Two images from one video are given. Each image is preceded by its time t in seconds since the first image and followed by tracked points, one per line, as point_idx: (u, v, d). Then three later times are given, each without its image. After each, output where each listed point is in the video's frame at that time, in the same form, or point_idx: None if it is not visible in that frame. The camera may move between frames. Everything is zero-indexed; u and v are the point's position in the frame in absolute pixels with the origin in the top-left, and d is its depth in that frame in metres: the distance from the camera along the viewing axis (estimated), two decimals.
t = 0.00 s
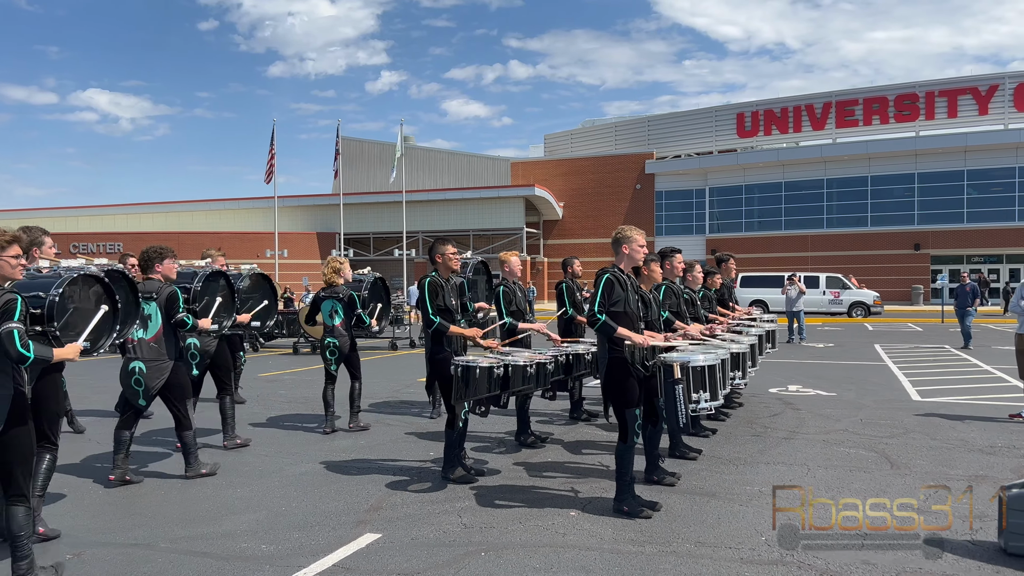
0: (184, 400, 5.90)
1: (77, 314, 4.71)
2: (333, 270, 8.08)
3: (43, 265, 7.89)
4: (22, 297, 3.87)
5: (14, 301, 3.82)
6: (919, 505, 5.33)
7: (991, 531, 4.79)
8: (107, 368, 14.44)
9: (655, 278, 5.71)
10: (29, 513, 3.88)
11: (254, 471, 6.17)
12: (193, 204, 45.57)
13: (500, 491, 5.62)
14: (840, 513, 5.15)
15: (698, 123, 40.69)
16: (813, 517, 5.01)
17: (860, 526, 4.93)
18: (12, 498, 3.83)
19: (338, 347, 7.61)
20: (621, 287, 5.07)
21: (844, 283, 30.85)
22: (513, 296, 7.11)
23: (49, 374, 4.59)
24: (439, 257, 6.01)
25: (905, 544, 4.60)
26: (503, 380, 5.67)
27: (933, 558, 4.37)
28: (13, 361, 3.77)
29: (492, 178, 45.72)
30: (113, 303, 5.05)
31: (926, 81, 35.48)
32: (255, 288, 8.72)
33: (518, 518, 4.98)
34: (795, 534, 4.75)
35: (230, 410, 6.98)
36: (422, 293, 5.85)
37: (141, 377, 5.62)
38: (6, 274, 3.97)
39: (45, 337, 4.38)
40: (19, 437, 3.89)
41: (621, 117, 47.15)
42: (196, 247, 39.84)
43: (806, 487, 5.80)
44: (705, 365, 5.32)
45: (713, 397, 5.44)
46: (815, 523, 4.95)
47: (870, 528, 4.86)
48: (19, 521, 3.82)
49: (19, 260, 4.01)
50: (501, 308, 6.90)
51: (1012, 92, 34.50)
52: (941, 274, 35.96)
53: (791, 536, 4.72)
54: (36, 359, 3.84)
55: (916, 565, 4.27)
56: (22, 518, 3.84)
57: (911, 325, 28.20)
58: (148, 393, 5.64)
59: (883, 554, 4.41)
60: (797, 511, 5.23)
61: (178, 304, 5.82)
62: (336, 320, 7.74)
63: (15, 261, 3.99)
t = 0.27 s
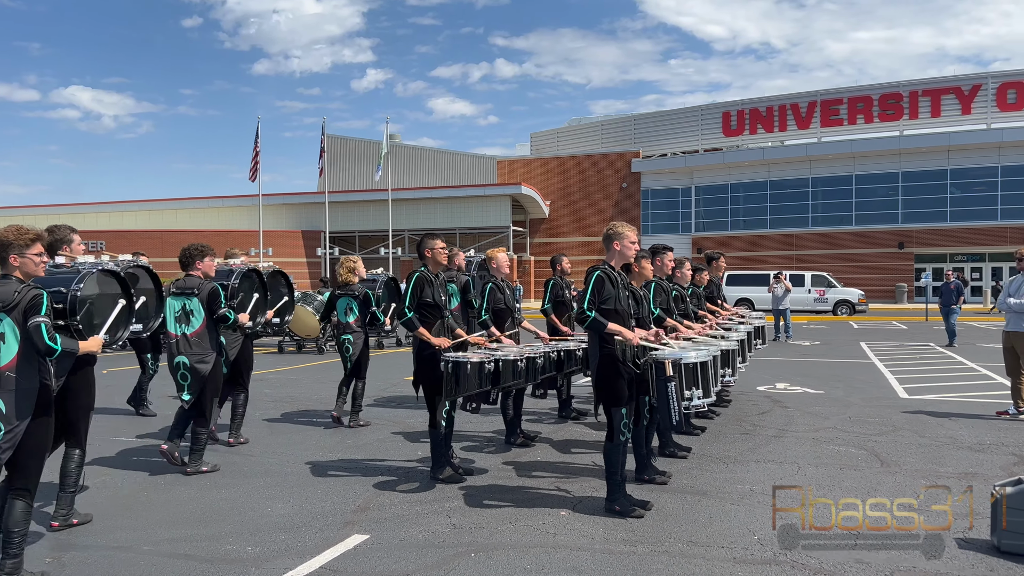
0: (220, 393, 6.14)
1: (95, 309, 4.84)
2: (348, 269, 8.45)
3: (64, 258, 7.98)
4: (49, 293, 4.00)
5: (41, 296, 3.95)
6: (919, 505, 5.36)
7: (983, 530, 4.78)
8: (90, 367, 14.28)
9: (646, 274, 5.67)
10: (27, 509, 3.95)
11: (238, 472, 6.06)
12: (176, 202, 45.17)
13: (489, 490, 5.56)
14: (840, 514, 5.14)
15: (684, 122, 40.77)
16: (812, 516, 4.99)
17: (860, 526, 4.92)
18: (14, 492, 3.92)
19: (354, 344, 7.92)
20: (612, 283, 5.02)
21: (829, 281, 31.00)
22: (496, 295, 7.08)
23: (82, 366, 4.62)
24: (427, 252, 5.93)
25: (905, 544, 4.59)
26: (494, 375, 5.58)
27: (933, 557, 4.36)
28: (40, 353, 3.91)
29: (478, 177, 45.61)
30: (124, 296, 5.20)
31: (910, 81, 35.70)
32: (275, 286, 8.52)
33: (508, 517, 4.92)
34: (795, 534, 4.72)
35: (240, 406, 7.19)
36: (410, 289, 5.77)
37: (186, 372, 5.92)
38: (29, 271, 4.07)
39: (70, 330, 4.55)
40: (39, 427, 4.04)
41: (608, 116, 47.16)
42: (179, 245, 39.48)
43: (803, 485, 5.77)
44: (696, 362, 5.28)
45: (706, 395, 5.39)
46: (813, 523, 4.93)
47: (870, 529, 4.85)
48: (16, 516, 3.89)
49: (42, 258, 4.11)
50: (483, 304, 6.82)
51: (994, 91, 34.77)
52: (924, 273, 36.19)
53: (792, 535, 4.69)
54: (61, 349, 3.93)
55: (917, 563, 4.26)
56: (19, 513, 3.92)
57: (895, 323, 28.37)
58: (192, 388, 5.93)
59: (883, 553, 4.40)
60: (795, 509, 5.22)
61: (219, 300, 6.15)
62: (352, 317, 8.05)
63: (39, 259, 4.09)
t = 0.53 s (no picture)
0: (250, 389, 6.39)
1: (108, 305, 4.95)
2: (361, 268, 8.44)
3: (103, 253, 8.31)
4: (66, 288, 4.07)
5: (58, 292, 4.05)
6: (918, 506, 5.30)
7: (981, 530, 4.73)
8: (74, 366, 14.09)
9: (638, 271, 5.58)
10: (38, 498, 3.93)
11: (221, 473, 5.94)
12: (165, 199, 44.83)
13: (477, 491, 5.46)
14: (841, 514, 5.08)
15: (674, 120, 40.75)
16: (811, 517, 4.94)
17: (861, 525, 4.88)
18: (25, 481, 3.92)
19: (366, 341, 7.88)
20: (602, 281, 4.93)
21: (819, 278, 31.03)
22: (488, 291, 6.92)
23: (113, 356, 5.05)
24: (415, 250, 5.84)
25: (904, 544, 4.55)
26: (482, 374, 5.52)
27: (933, 557, 4.32)
28: (57, 346, 3.98)
29: (469, 175, 45.48)
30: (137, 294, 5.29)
31: (900, 79, 35.79)
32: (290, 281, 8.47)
33: (497, 519, 4.83)
34: (795, 533, 4.68)
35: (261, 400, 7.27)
36: (396, 287, 5.68)
37: (216, 367, 6.20)
38: (45, 267, 4.20)
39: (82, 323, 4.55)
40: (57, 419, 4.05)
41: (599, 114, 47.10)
42: (167, 243, 39.15)
43: (801, 485, 5.71)
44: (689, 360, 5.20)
45: (698, 394, 5.31)
46: (814, 523, 4.89)
47: (870, 529, 4.81)
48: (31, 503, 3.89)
49: (57, 255, 4.24)
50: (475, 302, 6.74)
51: (983, 90, 34.89)
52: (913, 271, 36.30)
53: (792, 535, 4.65)
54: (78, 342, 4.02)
55: (918, 563, 4.21)
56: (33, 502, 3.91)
57: (885, 320, 28.44)
58: (222, 382, 6.19)
59: (883, 554, 4.35)
60: (795, 510, 5.17)
61: (251, 298, 6.47)
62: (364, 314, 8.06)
63: (53, 255, 4.21)
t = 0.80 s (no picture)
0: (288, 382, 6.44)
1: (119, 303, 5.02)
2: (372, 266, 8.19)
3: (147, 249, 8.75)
4: (78, 289, 4.20)
5: (71, 294, 4.14)
6: (919, 506, 5.21)
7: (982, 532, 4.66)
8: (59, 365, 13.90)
9: (631, 269, 5.46)
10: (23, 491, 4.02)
11: (205, 477, 5.79)
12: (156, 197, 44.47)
13: (467, 495, 5.33)
14: (840, 514, 5.03)
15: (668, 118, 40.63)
16: (812, 517, 4.91)
17: (861, 525, 4.83)
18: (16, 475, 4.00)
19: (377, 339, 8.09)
20: (595, 279, 4.80)
21: (813, 276, 30.98)
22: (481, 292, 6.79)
23: (136, 351, 5.15)
24: (403, 248, 5.70)
25: (904, 543, 4.52)
26: (469, 378, 5.39)
27: (934, 557, 4.28)
28: (70, 345, 4.09)
29: (462, 172, 45.31)
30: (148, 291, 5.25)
31: (893, 77, 35.75)
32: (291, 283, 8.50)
33: (488, 524, 4.71)
34: (795, 533, 4.64)
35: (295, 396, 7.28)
36: (383, 288, 5.54)
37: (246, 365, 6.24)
38: (58, 267, 4.26)
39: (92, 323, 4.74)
40: (74, 415, 4.18)
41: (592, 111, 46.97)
42: (158, 240, 38.82)
43: (801, 485, 5.63)
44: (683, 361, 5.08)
45: (693, 396, 5.19)
46: (813, 523, 4.85)
47: (870, 529, 4.77)
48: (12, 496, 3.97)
49: (69, 254, 4.31)
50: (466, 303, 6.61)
51: (976, 88, 34.89)
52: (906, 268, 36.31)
53: (791, 535, 4.62)
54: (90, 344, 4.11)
55: (921, 563, 4.17)
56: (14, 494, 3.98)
57: (878, 317, 28.45)
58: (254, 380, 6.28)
59: (884, 556, 4.30)
60: (796, 510, 5.13)
61: (279, 296, 6.41)
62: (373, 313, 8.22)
63: (65, 256, 4.28)
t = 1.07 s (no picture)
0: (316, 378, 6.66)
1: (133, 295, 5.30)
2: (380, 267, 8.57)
3: (178, 244, 9.01)
4: (97, 282, 4.34)
5: (90, 287, 4.30)
6: (918, 506, 5.11)
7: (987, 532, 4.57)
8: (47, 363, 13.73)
9: (628, 264, 5.34)
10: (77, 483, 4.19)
11: (193, 477, 5.66)
12: (149, 194, 44.18)
13: (460, 496, 5.20)
14: (841, 514, 4.92)
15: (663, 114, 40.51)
16: (811, 517, 4.79)
17: (861, 526, 4.73)
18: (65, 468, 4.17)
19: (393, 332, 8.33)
20: (592, 273, 4.68)
21: (808, 273, 30.91)
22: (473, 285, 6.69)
23: (164, 348, 5.41)
24: (393, 242, 5.57)
25: (904, 544, 4.42)
26: (463, 374, 5.26)
27: (935, 558, 4.20)
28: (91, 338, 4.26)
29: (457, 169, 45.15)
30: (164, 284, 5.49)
31: (888, 74, 35.67)
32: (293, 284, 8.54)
33: (481, 527, 4.57)
34: (795, 533, 4.55)
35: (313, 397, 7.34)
36: (374, 282, 5.41)
37: (281, 358, 6.51)
38: (75, 262, 4.37)
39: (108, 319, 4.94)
40: (93, 405, 4.33)
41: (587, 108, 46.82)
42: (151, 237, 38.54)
43: (800, 485, 5.53)
44: (682, 358, 4.96)
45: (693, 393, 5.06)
46: (813, 523, 4.74)
47: (870, 529, 4.66)
48: (66, 487, 4.14)
49: (86, 248, 4.41)
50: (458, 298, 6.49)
51: (971, 85, 34.84)
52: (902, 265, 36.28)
53: (791, 535, 4.52)
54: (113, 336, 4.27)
55: (922, 565, 4.08)
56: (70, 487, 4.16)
57: (874, 315, 28.38)
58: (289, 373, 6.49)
59: (885, 557, 4.19)
60: (797, 509, 5.02)
61: (311, 290, 6.69)
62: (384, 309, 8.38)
63: (83, 250, 4.38)
